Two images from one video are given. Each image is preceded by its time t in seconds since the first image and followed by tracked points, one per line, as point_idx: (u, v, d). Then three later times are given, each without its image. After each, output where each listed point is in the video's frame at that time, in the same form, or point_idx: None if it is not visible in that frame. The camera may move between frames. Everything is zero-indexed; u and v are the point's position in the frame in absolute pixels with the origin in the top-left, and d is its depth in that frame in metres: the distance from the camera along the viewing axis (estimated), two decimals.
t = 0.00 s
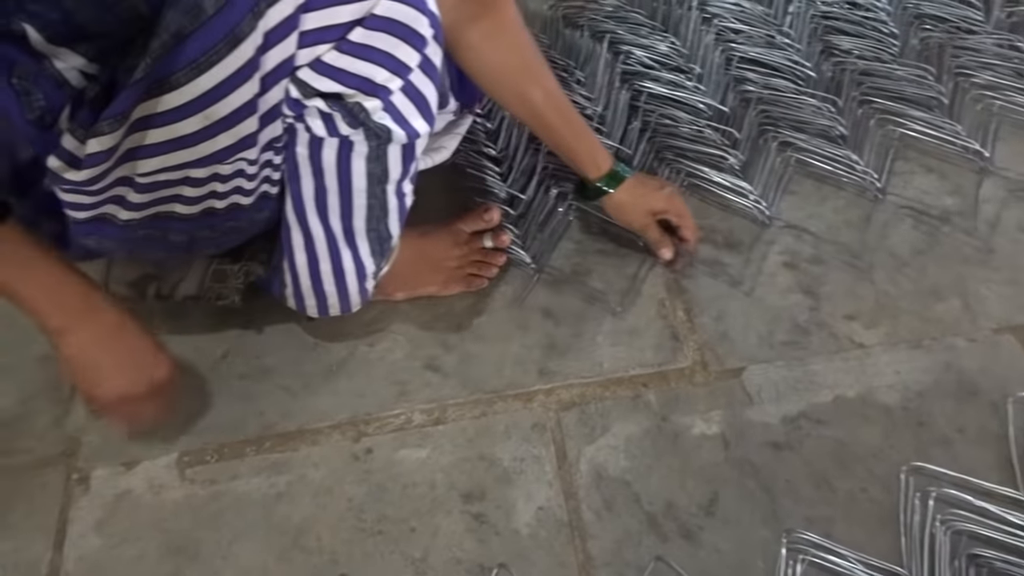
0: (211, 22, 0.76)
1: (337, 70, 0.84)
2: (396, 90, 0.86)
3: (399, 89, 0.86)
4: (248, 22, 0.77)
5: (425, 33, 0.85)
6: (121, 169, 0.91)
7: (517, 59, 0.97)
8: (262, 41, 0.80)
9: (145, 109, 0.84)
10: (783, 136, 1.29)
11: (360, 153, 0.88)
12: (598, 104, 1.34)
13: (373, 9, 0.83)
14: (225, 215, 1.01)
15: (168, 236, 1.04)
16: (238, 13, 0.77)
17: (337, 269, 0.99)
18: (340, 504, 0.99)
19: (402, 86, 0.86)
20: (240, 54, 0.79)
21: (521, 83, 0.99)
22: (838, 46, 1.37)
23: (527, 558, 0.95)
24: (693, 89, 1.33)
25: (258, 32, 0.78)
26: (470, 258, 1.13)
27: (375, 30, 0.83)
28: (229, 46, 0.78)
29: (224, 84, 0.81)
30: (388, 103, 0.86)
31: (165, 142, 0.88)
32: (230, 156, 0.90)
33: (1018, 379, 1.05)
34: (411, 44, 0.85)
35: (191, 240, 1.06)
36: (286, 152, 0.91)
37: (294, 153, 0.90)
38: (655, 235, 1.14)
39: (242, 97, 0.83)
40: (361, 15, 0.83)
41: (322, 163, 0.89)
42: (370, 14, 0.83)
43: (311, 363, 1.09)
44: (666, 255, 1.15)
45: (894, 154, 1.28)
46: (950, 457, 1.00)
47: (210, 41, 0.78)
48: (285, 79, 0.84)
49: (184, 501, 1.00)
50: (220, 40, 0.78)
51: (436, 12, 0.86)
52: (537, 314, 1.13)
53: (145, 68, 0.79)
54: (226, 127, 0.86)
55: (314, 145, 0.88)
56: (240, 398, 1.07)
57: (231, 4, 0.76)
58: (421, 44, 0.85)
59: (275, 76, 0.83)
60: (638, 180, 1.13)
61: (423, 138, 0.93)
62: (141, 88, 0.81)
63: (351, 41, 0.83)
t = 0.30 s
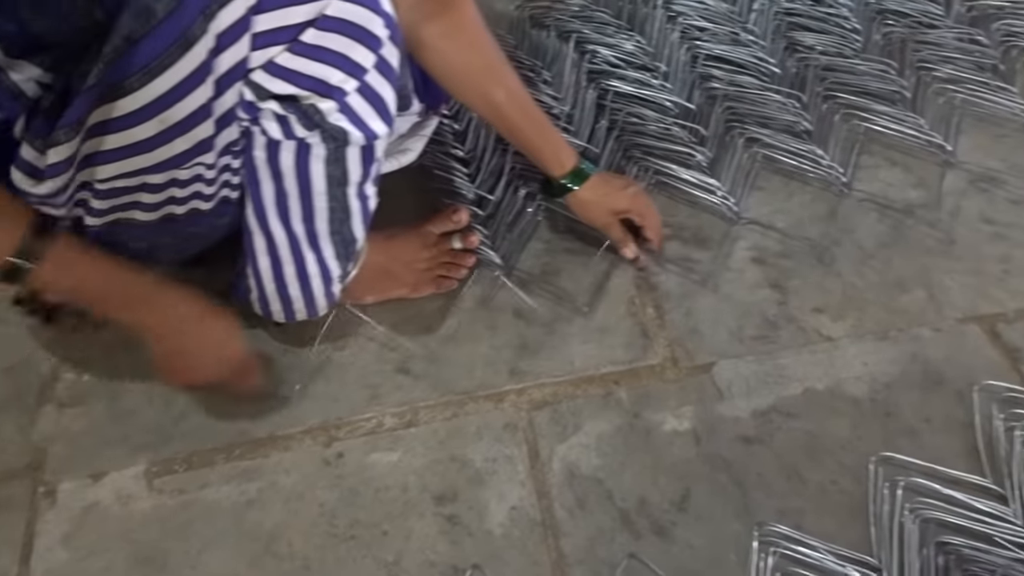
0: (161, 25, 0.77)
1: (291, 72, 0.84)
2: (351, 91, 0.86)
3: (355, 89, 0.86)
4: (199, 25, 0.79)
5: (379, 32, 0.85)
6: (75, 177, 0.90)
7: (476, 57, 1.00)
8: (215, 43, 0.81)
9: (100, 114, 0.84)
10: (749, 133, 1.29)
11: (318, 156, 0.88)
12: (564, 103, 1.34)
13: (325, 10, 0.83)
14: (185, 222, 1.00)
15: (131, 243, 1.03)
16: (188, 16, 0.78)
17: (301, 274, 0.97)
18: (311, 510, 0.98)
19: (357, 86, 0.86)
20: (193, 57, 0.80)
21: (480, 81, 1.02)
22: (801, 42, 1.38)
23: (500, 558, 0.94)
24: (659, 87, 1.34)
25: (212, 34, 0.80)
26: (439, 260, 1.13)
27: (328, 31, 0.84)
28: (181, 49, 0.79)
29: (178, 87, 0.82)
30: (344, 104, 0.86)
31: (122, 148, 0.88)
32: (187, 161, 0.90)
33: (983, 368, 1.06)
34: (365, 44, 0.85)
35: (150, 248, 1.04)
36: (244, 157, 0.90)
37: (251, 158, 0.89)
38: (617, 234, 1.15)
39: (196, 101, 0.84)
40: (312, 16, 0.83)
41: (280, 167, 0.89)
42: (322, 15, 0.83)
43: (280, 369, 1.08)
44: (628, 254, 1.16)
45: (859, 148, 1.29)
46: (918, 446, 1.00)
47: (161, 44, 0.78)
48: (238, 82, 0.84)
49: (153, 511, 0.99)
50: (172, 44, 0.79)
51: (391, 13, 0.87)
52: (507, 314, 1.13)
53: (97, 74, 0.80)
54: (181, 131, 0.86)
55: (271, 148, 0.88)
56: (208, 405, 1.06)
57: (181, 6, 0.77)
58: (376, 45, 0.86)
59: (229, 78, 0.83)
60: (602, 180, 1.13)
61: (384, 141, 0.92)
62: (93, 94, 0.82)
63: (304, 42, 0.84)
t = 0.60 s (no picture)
0: (100, 32, 0.76)
1: (234, 79, 0.83)
2: (296, 97, 0.85)
3: (300, 96, 0.85)
4: (137, 31, 0.77)
5: (323, 37, 0.84)
6: (25, 197, 0.88)
7: (427, 59, 1.00)
8: (153, 50, 0.79)
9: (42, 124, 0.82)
10: (706, 133, 1.29)
11: (265, 164, 0.87)
12: (521, 107, 1.34)
13: (266, 15, 0.82)
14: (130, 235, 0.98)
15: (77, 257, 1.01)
16: (127, 23, 0.76)
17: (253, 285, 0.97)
18: (267, 526, 0.97)
19: (303, 93, 0.85)
20: (131, 65, 0.79)
21: (431, 82, 1.02)
22: (756, 42, 1.38)
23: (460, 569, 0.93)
24: (615, 89, 1.34)
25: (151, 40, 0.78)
26: (396, 268, 1.12)
27: (270, 36, 0.83)
28: (120, 57, 0.78)
29: (118, 95, 0.80)
30: (288, 111, 0.85)
31: (63, 159, 0.86)
32: (131, 170, 0.88)
33: (938, 363, 1.06)
34: (309, 50, 0.84)
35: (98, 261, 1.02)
36: (189, 167, 0.89)
37: (196, 167, 0.88)
38: (573, 237, 1.14)
39: (136, 110, 0.82)
40: (254, 21, 0.82)
41: (227, 175, 0.88)
42: (263, 20, 0.82)
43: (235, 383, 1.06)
44: (584, 257, 1.15)
45: (814, 146, 1.29)
46: (875, 443, 1.01)
47: (100, 52, 0.77)
48: (179, 90, 0.83)
49: (105, 530, 0.97)
50: (111, 51, 0.77)
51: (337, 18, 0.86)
52: (465, 321, 1.12)
53: (38, 84, 0.77)
54: (123, 140, 0.85)
55: (216, 158, 0.87)
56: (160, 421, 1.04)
57: (120, 12, 0.75)
58: (321, 50, 0.85)
59: (170, 86, 0.82)
60: (558, 182, 1.13)
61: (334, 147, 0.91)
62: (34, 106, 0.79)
63: (245, 47, 0.83)
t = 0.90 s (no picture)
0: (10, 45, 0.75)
1: (151, 91, 0.84)
2: (221, 110, 0.86)
3: (225, 108, 0.86)
4: (48, 42, 0.76)
5: (245, 48, 0.85)
6: None
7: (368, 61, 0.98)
8: (65, 63, 0.79)
9: None
10: (660, 135, 1.28)
11: (193, 178, 0.87)
12: (471, 111, 1.32)
13: (183, 26, 0.83)
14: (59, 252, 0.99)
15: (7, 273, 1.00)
16: (38, 33, 0.75)
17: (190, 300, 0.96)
18: (212, 548, 0.94)
19: (228, 105, 0.86)
20: (44, 80, 0.79)
21: (372, 86, 1.00)
22: (708, 43, 1.37)
23: None
24: (567, 92, 1.32)
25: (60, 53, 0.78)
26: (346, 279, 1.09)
27: (188, 47, 0.84)
28: (31, 69, 0.77)
29: (33, 109, 0.80)
30: (212, 123, 0.86)
31: None
32: (52, 186, 0.90)
33: (893, 361, 1.06)
34: (231, 61, 0.85)
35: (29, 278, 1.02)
36: (112, 182, 0.91)
37: (121, 182, 0.90)
38: (522, 243, 1.13)
39: (52, 125, 0.83)
40: (170, 32, 0.83)
41: (151, 190, 0.88)
42: (180, 30, 0.83)
43: (178, 402, 1.03)
44: (536, 263, 1.13)
45: (767, 146, 1.28)
46: (831, 443, 1.00)
47: (12, 66, 0.76)
48: (96, 103, 0.84)
49: (44, 557, 0.93)
50: (23, 65, 0.76)
51: (263, 29, 0.88)
52: (416, 331, 1.09)
53: None
54: (42, 155, 0.86)
55: (140, 173, 0.88)
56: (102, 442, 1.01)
57: (29, 25, 0.74)
58: (244, 61, 0.86)
59: (85, 99, 0.83)
60: (504, 188, 1.11)
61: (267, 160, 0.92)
62: None
63: (162, 59, 0.84)
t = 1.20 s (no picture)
0: None
1: (56, 113, 0.84)
2: (133, 130, 0.85)
3: (138, 128, 0.86)
4: None
5: (157, 64, 0.85)
6: None
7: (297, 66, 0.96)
8: None
9: None
10: (608, 140, 1.27)
11: (108, 203, 0.86)
12: (417, 120, 1.30)
13: (86, 44, 0.83)
14: None
15: None
16: None
17: (118, 323, 0.93)
18: None
19: (141, 124, 0.86)
20: None
21: (303, 94, 0.97)
22: (655, 46, 1.36)
23: None
24: (513, 99, 1.31)
25: None
26: (290, 295, 1.07)
27: (94, 66, 0.84)
28: None
29: None
30: (124, 144, 0.85)
31: None
32: None
33: (845, 363, 1.05)
34: (142, 78, 0.85)
35: None
36: (25, 208, 0.88)
37: (33, 208, 0.86)
38: (471, 255, 1.11)
39: None
40: (73, 51, 0.84)
41: (67, 215, 0.86)
42: (83, 49, 0.83)
43: (116, 429, 1.00)
44: (485, 274, 1.12)
45: (717, 149, 1.28)
46: (785, 447, 0.99)
47: None
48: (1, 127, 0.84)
49: None
50: None
51: (178, 44, 0.87)
52: (363, 348, 1.07)
53: None
54: None
55: (54, 198, 0.85)
56: (38, 473, 0.97)
57: None
58: (155, 78, 0.85)
59: None
60: (449, 199, 1.09)
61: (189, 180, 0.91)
62: None
63: (67, 80, 0.84)
